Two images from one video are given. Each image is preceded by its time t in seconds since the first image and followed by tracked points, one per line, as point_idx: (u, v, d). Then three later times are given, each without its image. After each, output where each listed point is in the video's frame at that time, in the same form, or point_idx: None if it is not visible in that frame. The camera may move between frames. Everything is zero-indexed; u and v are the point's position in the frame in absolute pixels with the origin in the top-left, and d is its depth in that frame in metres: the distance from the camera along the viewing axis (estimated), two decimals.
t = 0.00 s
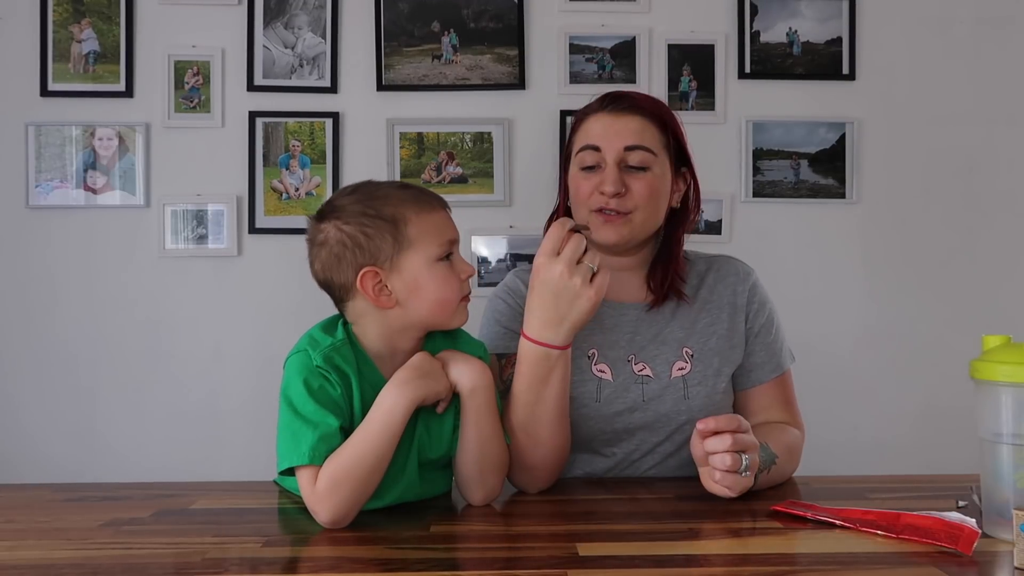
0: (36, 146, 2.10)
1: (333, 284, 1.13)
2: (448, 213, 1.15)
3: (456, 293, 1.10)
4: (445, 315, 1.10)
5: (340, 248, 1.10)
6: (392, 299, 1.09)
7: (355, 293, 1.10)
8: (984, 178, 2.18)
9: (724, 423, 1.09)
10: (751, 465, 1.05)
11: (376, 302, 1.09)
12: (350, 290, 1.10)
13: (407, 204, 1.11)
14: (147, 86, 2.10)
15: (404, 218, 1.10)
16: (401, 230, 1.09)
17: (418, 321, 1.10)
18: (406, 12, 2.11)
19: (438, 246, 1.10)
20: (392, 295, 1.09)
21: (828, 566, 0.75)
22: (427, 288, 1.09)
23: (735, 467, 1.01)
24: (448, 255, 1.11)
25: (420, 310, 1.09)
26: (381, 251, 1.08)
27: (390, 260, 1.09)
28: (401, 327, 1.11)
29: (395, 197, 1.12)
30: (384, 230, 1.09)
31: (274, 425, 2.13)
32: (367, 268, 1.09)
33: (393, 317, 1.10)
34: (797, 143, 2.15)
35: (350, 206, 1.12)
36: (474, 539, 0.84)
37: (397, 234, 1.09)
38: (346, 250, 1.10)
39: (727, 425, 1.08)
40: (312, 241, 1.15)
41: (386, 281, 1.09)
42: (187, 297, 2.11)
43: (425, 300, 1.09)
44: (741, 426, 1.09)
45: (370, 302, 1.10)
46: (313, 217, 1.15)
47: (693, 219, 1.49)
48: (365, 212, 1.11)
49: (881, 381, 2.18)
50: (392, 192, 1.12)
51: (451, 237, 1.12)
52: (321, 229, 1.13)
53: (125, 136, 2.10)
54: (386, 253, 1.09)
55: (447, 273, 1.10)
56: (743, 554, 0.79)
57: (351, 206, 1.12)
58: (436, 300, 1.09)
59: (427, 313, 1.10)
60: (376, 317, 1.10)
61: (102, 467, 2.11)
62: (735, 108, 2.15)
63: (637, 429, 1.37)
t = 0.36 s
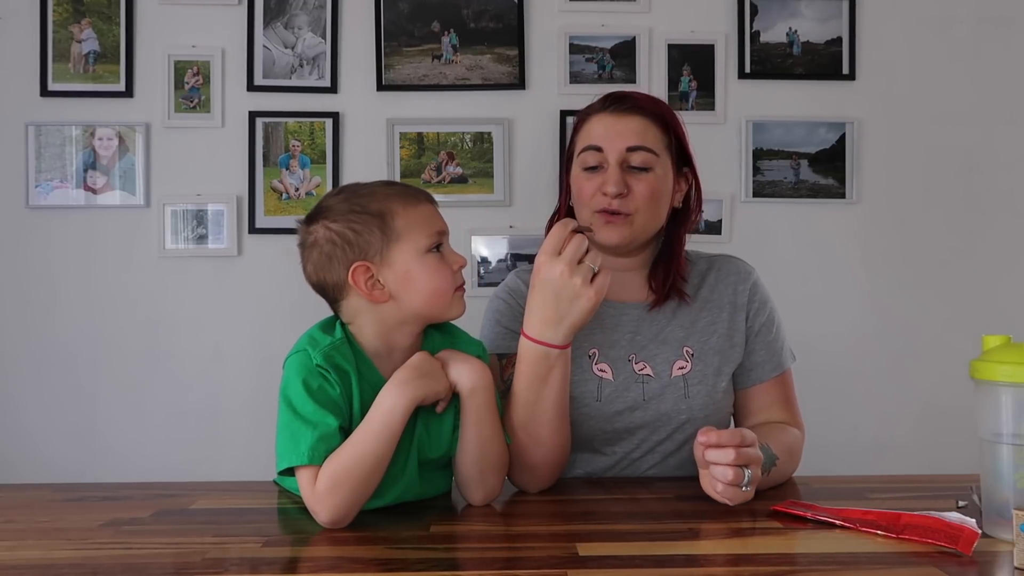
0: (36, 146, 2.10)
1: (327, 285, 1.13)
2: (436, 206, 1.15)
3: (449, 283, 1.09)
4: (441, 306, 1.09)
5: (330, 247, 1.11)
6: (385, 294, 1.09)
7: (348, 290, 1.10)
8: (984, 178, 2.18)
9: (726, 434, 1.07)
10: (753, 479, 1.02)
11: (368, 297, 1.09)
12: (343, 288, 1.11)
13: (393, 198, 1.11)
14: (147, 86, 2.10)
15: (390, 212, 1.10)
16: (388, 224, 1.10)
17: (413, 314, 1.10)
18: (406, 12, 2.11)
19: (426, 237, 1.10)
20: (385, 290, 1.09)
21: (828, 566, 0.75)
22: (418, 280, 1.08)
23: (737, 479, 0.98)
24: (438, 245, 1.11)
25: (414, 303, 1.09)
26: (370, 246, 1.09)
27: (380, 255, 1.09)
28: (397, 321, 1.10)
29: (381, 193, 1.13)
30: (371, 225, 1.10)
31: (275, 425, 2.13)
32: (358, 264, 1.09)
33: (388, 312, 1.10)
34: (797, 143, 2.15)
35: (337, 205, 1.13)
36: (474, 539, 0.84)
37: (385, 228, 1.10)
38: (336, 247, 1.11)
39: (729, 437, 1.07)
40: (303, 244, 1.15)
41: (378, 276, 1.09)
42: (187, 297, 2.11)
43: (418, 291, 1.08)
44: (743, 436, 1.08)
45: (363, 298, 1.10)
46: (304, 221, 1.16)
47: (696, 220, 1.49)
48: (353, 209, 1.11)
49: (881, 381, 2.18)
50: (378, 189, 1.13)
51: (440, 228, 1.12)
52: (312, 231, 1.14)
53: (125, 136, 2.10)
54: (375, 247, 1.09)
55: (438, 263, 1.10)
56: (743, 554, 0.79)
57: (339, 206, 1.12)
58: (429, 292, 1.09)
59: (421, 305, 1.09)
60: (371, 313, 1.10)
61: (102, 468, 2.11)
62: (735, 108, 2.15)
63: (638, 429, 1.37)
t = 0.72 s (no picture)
0: (36, 146, 2.10)
1: (324, 285, 1.13)
2: (434, 206, 1.15)
3: (446, 285, 1.09)
4: (437, 308, 1.09)
5: (327, 247, 1.11)
6: (382, 295, 1.09)
7: (345, 291, 1.10)
8: (984, 178, 2.18)
9: (719, 438, 1.06)
10: (746, 484, 1.01)
11: (365, 299, 1.09)
12: (340, 288, 1.11)
13: (391, 198, 1.11)
14: (147, 86, 2.10)
15: (387, 213, 1.10)
16: (385, 225, 1.10)
17: (410, 315, 1.10)
18: (406, 12, 2.11)
19: (424, 238, 1.10)
20: (381, 291, 1.09)
21: (828, 566, 0.75)
22: (415, 282, 1.08)
23: (728, 484, 0.98)
24: (436, 247, 1.11)
25: (411, 304, 1.09)
26: (368, 247, 1.09)
27: (377, 256, 1.09)
28: (394, 323, 1.10)
29: (378, 194, 1.12)
30: (368, 226, 1.10)
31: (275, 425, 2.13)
32: (355, 265, 1.09)
33: (384, 313, 1.10)
34: (797, 143, 2.15)
35: (335, 205, 1.13)
36: (474, 539, 0.84)
37: (383, 229, 1.10)
38: (334, 248, 1.11)
39: (723, 440, 1.05)
40: (301, 243, 1.15)
41: (375, 277, 1.09)
42: (187, 296, 2.11)
43: (415, 293, 1.08)
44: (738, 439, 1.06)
45: (359, 299, 1.10)
46: (302, 220, 1.16)
47: (699, 219, 1.49)
48: (350, 209, 1.11)
49: (881, 381, 2.18)
50: (376, 188, 1.13)
51: (437, 229, 1.12)
52: (309, 231, 1.14)
53: (125, 136, 2.10)
54: (373, 248, 1.09)
55: (435, 264, 1.09)
56: (743, 554, 0.79)
57: (336, 206, 1.12)
58: (425, 293, 1.08)
59: (419, 307, 1.09)
60: (368, 314, 1.10)
61: (103, 468, 2.11)
62: (735, 108, 2.15)
63: (639, 429, 1.37)
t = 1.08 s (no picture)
0: (36, 146, 2.10)
1: (321, 286, 1.13)
2: (432, 207, 1.15)
3: (444, 286, 1.09)
4: (435, 310, 1.10)
5: (324, 248, 1.10)
6: (380, 297, 1.09)
7: (343, 293, 1.10)
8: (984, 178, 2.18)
9: (713, 438, 1.05)
10: (741, 484, 1.00)
11: (363, 301, 1.09)
12: (338, 290, 1.10)
13: (387, 200, 1.11)
14: (147, 86, 2.10)
15: (385, 215, 1.10)
16: (383, 227, 1.09)
17: (407, 317, 1.10)
18: (406, 12, 2.11)
19: (421, 240, 1.10)
20: (379, 293, 1.09)
21: (829, 566, 0.75)
22: (413, 284, 1.08)
23: (723, 484, 0.98)
24: (433, 249, 1.11)
25: (408, 306, 1.09)
26: (364, 249, 1.09)
27: (375, 258, 1.09)
28: (392, 324, 1.10)
29: (375, 195, 1.12)
30: (366, 228, 1.10)
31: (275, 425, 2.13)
32: (353, 267, 1.09)
33: (382, 315, 1.10)
34: (797, 143, 2.15)
35: (331, 207, 1.12)
36: (473, 539, 0.84)
37: (379, 231, 1.09)
38: (330, 250, 1.10)
39: (716, 440, 1.04)
40: (297, 244, 1.15)
41: (372, 279, 1.09)
42: (187, 296, 2.11)
43: (413, 295, 1.08)
44: (731, 439, 1.05)
45: (357, 301, 1.10)
46: (298, 221, 1.16)
47: (699, 220, 1.50)
48: (347, 210, 1.11)
49: (881, 381, 2.18)
50: (372, 189, 1.12)
51: (435, 230, 1.12)
52: (306, 232, 1.13)
53: (125, 136, 2.10)
54: (370, 251, 1.09)
55: (433, 266, 1.10)
56: (743, 554, 0.79)
57: (333, 207, 1.12)
58: (423, 295, 1.09)
59: (416, 308, 1.09)
60: (366, 316, 1.10)
61: (103, 468, 2.11)
62: (735, 108, 2.15)
63: (639, 433, 1.37)
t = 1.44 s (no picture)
0: (36, 146, 2.09)
1: (323, 288, 1.13)
2: (432, 208, 1.15)
3: (447, 286, 1.10)
4: (437, 311, 1.10)
5: (325, 250, 1.10)
6: (382, 298, 1.09)
7: (345, 295, 1.10)
8: (984, 178, 2.18)
9: (711, 439, 1.05)
10: (737, 484, 1.00)
11: (365, 302, 1.09)
12: (340, 292, 1.10)
13: (388, 201, 1.11)
14: (147, 86, 2.10)
15: (386, 216, 1.10)
16: (385, 228, 1.09)
17: (409, 317, 1.10)
18: (406, 12, 2.11)
19: (423, 240, 1.10)
20: (381, 294, 1.09)
21: (829, 566, 0.75)
22: (415, 285, 1.09)
23: (718, 482, 0.98)
24: (434, 249, 1.11)
25: (410, 307, 1.09)
26: (367, 251, 1.09)
27: (377, 259, 1.09)
28: (395, 325, 1.11)
29: (376, 196, 1.12)
30: (367, 229, 1.09)
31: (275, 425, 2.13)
32: (355, 268, 1.09)
33: (384, 316, 1.10)
34: (797, 143, 2.15)
35: (332, 209, 1.12)
36: (474, 539, 0.84)
37: (381, 232, 1.09)
38: (332, 252, 1.10)
39: (714, 441, 1.04)
40: (298, 246, 1.15)
41: (374, 280, 1.09)
42: (187, 296, 2.11)
43: (415, 296, 1.09)
44: (730, 439, 1.05)
45: (359, 302, 1.10)
46: (298, 222, 1.15)
47: (698, 220, 1.50)
48: (348, 212, 1.11)
49: (881, 381, 2.18)
50: (373, 190, 1.12)
51: (436, 231, 1.12)
52: (307, 234, 1.13)
53: (125, 136, 2.10)
54: (372, 252, 1.09)
55: (434, 267, 1.10)
56: (743, 554, 0.79)
57: (334, 208, 1.12)
58: (426, 296, 1.09)
59: (419, 309, 1.09)
60: (368, 317, 1.10)
61: (103, 468, 2.11)
62: (735, 109, 2.15)
63: (639, 434, 1.37)
